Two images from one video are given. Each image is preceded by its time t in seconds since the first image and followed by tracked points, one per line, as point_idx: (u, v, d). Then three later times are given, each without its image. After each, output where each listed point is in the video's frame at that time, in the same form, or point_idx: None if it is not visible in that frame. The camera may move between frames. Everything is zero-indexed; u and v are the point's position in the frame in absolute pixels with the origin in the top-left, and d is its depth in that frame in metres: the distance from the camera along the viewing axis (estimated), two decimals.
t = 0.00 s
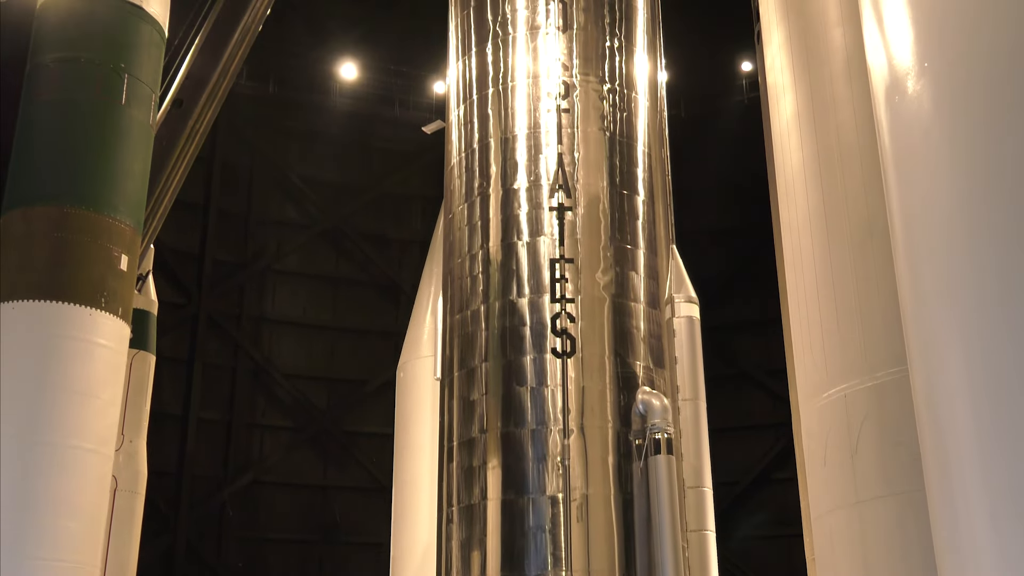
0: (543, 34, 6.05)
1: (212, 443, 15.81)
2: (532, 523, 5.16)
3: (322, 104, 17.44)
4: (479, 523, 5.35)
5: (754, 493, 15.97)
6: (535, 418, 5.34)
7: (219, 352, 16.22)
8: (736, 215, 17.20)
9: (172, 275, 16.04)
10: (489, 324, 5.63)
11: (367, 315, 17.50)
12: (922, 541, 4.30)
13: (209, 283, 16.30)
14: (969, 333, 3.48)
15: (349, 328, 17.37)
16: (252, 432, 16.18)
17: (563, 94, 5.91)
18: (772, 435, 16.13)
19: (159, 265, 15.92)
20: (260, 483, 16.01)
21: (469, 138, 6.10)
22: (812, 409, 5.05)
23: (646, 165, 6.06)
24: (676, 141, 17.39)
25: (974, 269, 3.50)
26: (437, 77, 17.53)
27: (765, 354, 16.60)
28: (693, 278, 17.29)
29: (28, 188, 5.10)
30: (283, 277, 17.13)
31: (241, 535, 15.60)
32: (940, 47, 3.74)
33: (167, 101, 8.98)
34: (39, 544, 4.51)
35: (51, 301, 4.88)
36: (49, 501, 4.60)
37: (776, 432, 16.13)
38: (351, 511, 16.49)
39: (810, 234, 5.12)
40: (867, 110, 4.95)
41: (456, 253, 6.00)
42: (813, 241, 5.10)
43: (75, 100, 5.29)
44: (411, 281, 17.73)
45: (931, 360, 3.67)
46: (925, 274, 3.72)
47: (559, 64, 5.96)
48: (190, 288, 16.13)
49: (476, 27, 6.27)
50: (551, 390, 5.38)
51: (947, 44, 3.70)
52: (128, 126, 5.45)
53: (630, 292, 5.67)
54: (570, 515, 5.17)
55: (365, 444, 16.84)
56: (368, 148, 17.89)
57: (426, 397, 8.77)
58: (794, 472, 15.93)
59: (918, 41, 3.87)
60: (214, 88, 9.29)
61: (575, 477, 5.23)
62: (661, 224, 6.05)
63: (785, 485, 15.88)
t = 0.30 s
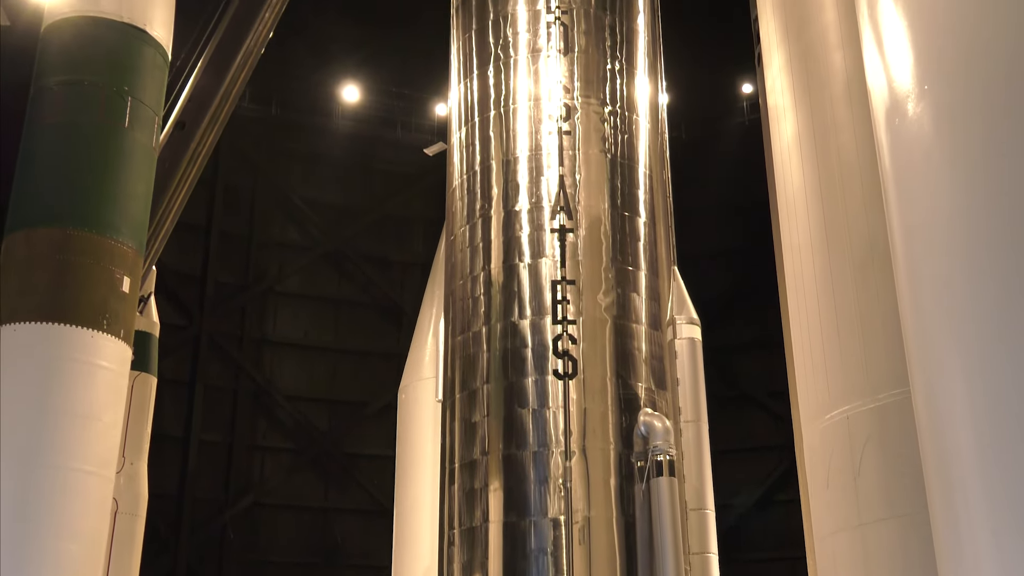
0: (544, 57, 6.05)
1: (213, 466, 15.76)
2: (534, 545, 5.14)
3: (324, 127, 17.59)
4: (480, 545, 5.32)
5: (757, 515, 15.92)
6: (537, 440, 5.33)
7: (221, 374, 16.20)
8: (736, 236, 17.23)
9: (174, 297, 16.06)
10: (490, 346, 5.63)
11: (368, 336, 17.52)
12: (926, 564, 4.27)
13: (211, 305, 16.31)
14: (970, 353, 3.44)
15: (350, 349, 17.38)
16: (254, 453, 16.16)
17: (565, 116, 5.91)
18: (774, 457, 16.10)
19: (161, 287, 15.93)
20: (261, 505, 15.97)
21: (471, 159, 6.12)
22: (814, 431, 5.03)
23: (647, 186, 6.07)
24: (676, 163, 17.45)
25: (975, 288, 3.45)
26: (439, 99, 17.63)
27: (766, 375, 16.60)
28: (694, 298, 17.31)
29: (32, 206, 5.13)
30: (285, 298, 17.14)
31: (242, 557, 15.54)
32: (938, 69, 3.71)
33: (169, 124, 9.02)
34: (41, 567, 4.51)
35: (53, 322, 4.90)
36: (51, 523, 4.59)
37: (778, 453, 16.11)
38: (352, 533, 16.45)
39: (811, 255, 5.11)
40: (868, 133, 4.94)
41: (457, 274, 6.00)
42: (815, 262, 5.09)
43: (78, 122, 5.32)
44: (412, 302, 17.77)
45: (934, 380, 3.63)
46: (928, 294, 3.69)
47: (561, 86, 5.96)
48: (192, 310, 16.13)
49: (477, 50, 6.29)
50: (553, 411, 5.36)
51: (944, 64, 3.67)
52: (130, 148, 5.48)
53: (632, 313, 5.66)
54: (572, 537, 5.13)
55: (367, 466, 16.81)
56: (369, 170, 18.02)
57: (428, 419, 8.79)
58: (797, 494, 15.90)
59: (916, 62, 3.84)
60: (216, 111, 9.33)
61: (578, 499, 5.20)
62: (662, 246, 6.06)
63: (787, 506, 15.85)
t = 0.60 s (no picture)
0: (546, 78, 6.05)
1: (215, 487, 15.70)
2: (537, 567, 5.11)
3: (327, 147, 17.60)
4: (483, 567, 5.30)
5: (760, 535, 15.89)
6: (540, 461, 5.32)
7: (223, 395, 16.17)
8: (739, 260, 17.19)
9: (177, 317, 16.06)
10: (493, 367, 5.62)
11: (371, 357, 17.54)
12: None
13: (214, 325, 16.31)
14: (971, 375, 3.40)
15: (352, 370, 17.38)
16: (256, 474, 16.13)
17: (567, 137, 5.91)
18: (777, 477, 16.08)
19: (163, 307, 15.92)
20: (261, 527, 15.91)
21: (473, 180, 6.12)
22: (817, 451, 5.01)
23: (649, 207, 6.07)
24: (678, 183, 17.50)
25: (983, 310, 3.41)
26: (442, 121, 17.59)
27: (769, 395, 16.60)
28: (697, 318, 17.29)
29: (37, 228, 5.17)
30: (287, 318, 17.19)
31: None
32: (941, 90, 3.66)
33: (173, 145, 9.06)
34: None
35: (58, 344, 4.91)
36: (51, 546, 4.59)
37: (781, 474, 16.09)
38: (354, 555, 16.40)
39: (813, 275, 5.09)
40: (869, 154, 4.93)
41: (459, 294, 6.00)
42: (817, 283, 5.07)
43: (82, 144, 5.34)
44: (415, 322, 17.77)
45: (937, 402, 3.58)
46: (931, 315, 3.63)
47: (563, 108, 5.96)
48: (195, 330, 16.13)
49: (479, 71, 6.30)
50: (556, 432, 5.35)
51: (947, 86, 3.63)
52: (134, 169, 5.50)
53: (635, 333, 5.66)
54: (575, 558, 5.10)
55: (369, 487, 16.75)
56: (372, 191, 18.04)
57: (430, 440, 8.79)
58: (801, 514, 15.85)
59: (918, 81, 3.79)
60: (220, 130, 9.40)
61: (581, 521, 5.18)
62: (665, 266, 6.05)
63: (791, 527, 15.81)
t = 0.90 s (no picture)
0: (548, 99, 6.07)
1: (216, 507, 15.66)
2: None
3: (327, 167, 17.59)
4: None
5: (764, 556, 15.83)
6: (542, 481, 5.30)
7: (224, 415, 16.16)
8: (739, 275, 17.27)
9: (179, 337, 16.09)
10: (494, 387, 5.62)
11: (373, 377, 17.55)
12: None
13: (216, 345, 16.33)
14: (974, 395, 3.37)
15: (354, 389, 17.39)
16: (257, 494, 16.10)
17: (568, 157, 5.92)
18: (781, 497, 16.04)
19: (165, 328, 15.94)
20: (263, 547, 15.86)
21: (475, 201, 6.14)
22: (820, 471, 4.98)
23: (651, 226, 6.08)
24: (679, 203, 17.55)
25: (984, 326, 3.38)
26: (443, 141, 17.48)
27: (771, 415, 16.57)
28: (699, 338, 17.28)
29: (40, 246, 5.18)
30: (289, 337, 17.19)
31: None
32: (939, 108, 3.64)
33: (174, 165, 9.11)
34: None
35: (59, 364, 4.93)
36: (51, 567, 4.58)
37: (784, 494, 16.05)
38: None
39: (815, 294, 5.08)
40: (869, 172, 4.92)
41: (461, 314, 6.01)
42: (819, 302, 5.06)
43: (85, 165, 5.37)
44: (416, 342, 17.79)
45: (940, 422, 3.56)
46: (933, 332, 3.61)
47: (564, 128, 5.98)
48: (197, 350, 16.14)
49: (481, 91, 6.32)
50: (558, 451, 5.33)
51: (943, 103, 3.61)
52: (137, 189, 5.53)
53: (636, 353, 5.65)
54: None
55: (371, 507, 16.71)
56: (374, 212, 18.16)
57: (432, 460, 8.81)
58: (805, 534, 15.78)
59: (917, 99, 3.78)
60: (222, 150, 9.48)
61: (583, 541, 5.16)
62: (667, 286, 6.05)
63: (794, 547, 15.75)
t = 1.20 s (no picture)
0: (551, 121, 6.09)
1: (219, 529, 15.60)
2: None
3: (334, 190, 17.71)
4: None
5: None
6: (546, 503, 5.27)
7: (228, 437, 16.14)
8: (741, 295, 17.27)
9: (183, 359, 16.09)
10: (499, 409, 5.61)
11: (376, 399, 17.49)
12: None
13: (220, 367, 16.34)
14: (982, 420, 3.27)
15: (357, 411, 17.35)
16: (260, 517, 16.04)
17: (572, 178, 5.94)
18: (786, 519, 15.95)
19: (170, 350, 15.94)
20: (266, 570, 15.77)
21: (478, 223, 6.15)
22: (825, 494, 4.93)
23: (655, 247, 6.09)
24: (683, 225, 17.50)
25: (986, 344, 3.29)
26: (448, 163, 17.67)
27: (776, 436, 16.50)
28: (703, 359, 17.23)
29: (43, 272, 5.19)
30: (293, 359, 17.17)
31: None
32: (941, 127, 3.56)
33: (178, 187, 9.14)
34: None
35: (66, 387, 4.95)
36: None
37: (790, 515, 15.96)
38: None
39: (818, 316, 5.04)
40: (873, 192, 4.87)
41: (465, 336, 6.01)
42: (822, 323, 5.01)
43: (91, 188, 5.40)
44: (420, 364, 17.82)
45: (946, 448, 3.45)
46: (936, 352, 3.51)
47: (567, 150, 6.00)
48: (201, 372, 16.13)
49: (485, 114, 6.36)
50: (562, 473, 5.32)
51: (947, 122, 3.53)
52: (143, 213, 5.56)
53: (641, 374, 5.65)
54: None
55: (374, 529, 16.66)
56: (379, 234, 18.13)
57: (436, 483, 8.80)
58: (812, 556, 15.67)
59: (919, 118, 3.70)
60: (225, 173, 9.53)
61: (587, 563, 5.13)
62: (670, 307, 6.05)
63: (801, 570, 15.66)
